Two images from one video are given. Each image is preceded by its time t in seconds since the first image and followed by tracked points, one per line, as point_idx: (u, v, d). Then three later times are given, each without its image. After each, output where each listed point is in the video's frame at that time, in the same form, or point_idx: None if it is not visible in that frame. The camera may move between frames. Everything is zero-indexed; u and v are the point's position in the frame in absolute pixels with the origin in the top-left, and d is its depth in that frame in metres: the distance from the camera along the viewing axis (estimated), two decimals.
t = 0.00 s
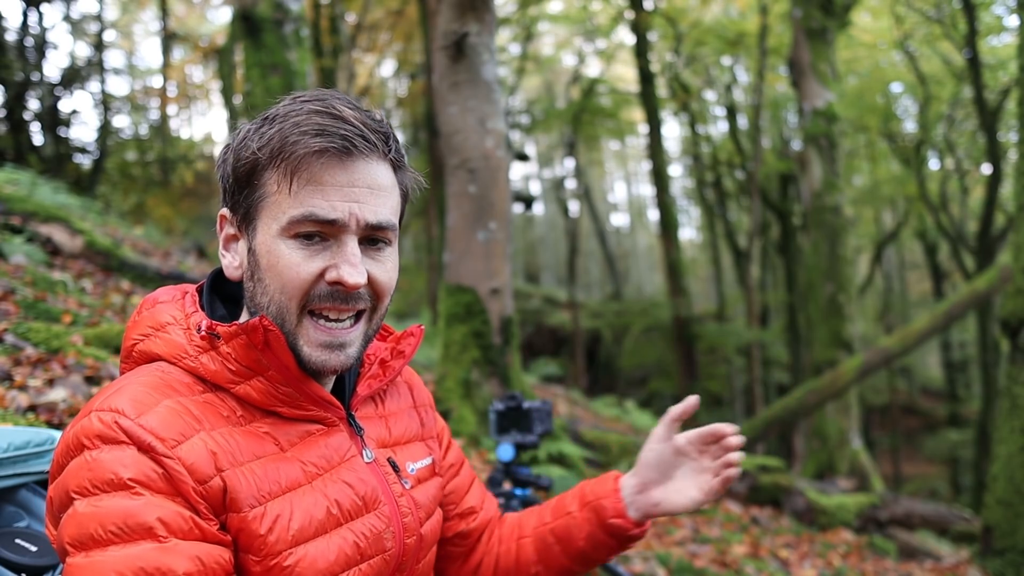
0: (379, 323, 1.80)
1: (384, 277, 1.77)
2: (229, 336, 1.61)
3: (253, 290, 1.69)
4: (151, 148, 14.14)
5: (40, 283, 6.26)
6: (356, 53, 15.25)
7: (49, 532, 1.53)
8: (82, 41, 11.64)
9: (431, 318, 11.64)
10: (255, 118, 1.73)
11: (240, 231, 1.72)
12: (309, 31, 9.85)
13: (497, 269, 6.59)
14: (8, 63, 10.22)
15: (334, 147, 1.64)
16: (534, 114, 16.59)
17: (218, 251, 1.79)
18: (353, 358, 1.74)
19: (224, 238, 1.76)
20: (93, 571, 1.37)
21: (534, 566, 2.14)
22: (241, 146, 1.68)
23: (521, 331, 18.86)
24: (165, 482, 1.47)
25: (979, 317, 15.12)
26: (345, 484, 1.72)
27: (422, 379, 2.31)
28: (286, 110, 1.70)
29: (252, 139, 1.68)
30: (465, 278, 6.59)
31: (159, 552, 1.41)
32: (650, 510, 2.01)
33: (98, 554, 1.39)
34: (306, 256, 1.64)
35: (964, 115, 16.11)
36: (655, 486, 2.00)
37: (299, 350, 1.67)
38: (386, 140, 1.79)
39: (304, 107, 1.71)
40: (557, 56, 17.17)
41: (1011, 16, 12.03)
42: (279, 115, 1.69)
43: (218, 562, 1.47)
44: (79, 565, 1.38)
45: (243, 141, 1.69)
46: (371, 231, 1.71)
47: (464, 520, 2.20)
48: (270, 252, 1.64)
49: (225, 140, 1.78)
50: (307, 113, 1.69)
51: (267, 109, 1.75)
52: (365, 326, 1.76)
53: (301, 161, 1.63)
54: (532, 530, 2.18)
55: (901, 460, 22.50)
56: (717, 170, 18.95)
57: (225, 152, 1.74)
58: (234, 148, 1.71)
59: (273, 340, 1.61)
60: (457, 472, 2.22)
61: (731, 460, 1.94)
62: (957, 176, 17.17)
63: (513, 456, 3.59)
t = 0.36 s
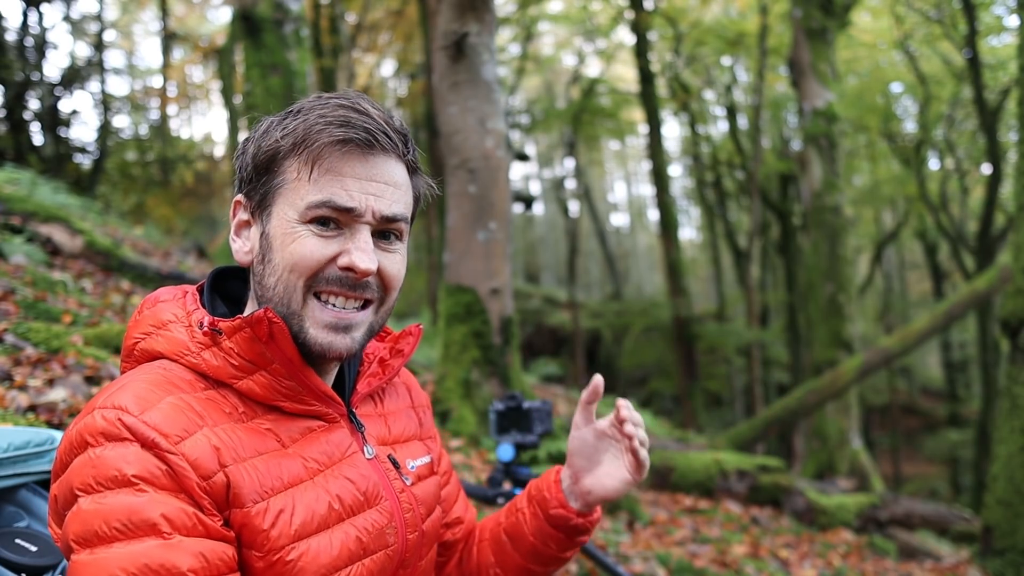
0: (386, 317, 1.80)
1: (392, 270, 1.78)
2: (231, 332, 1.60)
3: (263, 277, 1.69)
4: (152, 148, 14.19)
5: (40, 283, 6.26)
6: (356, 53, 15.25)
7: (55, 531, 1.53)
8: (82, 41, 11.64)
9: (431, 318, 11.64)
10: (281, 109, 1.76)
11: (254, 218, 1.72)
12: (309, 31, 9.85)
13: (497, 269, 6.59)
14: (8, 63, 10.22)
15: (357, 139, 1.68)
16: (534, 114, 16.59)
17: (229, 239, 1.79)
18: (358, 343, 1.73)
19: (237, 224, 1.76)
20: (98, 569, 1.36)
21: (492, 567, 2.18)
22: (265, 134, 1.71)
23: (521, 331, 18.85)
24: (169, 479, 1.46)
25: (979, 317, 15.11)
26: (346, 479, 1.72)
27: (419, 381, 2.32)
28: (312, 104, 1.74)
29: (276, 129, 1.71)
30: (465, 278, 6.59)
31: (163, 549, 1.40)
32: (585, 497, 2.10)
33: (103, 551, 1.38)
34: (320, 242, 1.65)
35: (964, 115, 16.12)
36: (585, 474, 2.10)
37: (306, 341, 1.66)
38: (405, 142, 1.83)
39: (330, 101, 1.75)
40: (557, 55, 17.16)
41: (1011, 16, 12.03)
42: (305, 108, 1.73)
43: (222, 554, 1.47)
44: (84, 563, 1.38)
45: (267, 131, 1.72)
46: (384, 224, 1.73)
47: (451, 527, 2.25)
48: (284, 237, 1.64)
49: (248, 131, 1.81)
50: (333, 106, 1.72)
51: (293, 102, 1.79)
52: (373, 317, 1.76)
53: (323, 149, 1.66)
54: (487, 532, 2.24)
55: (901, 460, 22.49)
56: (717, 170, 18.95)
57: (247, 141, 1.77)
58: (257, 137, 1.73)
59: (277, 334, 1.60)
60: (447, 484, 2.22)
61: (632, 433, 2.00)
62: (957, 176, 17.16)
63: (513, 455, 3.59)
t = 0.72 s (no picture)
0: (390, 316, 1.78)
1: (398, 266, 1.77)
2: (236, 327, 1.60)
3: (269, 273, 1.67)
4: (152, 148, 14.22)
5: (40, 283, 6.26)
6: (356, 53, 15.27)
7: (60, 528, 1.54)
8: (82, 41, 11.64)
9: (431, 318, 11.64)
10: (287, 110, 1.78)
11: (261, 216, 1.71)
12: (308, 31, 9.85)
13: (497, 269, 6.59)
14: (8, 63, 10.21)
15: (364, 138, 1.69)
16: (534, 114, 16.60)
17: (235, 239, 1.77)
18: (362, 339, 1.70)
19: (243, 225, 1.75)
20: (102, 562, 1.36)
21: (501, 538, 2.14)
22: (273, 133, 1.72)
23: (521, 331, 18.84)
24: (174, 473, 1.46)
25: (979, 317, 15.12)
26: (348, 476, 1.73)
27: (419, 379, 2.30)
28: (319, 103, 1.75)
29: (283, 127, 1.72)
30: (465, 278, 6.59)
31: (167, 543, 1.40)
32: (553, 434, 2.03)
33: (106, 544, 1.38)
34: (328, 235, 1.64)
35: (964, 115, 16.14)
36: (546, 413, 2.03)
37: (312, 337, 1.65)
38: (410, 141, 1.85)
39: (336, 101, 1.76)
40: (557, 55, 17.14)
41: (1011, 16, 12.04)
42: (312, 106, 1.74)
43: (226, 550, 1.46)
44: (88, 556, 1.38)
45: (275, 129, 1.73)
46: (390, 218, 1.74)
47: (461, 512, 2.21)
48: (291, 232, 1.64)
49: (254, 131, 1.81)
50: (340, 105, 1.74)
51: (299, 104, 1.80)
52: (378, 315, 1.73)
53: (331, 146, 1.67)
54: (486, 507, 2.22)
55: (901, 460, 22.49)
56: (717, 170, 18.96)
57: (254, 140, 1.76)
58: (264, 137, 1.74)
59: (282, 329, 1.60)
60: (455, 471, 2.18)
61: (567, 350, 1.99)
62: (957, 176, 17.16)
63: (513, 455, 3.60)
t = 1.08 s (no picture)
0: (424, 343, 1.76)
1: (438, 295, 1.74)
2: (268, 336, 1.61)
3: (308, 288, 1.66)
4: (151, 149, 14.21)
5: (41, 283, 6.26)
6: (356, 53, 15.29)
7: (78, 523, 1.54)
8: (82, 41, 11.64)
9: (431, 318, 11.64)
10: (345, 114, 1.72)
11: (305, 226, 1.69)
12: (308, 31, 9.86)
13: (497, 270, 6.59)
14: (8, 63, 10.21)
15: (420, 168, 1.63)
16: (534, 114, 16.60)
17: (277, 243, 1.76)
18: (395, 367, 1.68)
19: (285, 230, 1.73)
20: (121, 570, 1.36)
21: (609, 541, 1.92)
22: (327, 142, 1.67)
23: (521, 331, 18.83)
24: (198, 483, 1.46)
25: (979, 317, 15.11)
26: (372, 491, 1.71)
27: (449, 380, 2.23)
28: (379, 115, 1.69)
29: (338, 137, 1.67)
30: (465, 278, 6.58)
31: (188, 556, 1.40)
32: (736, 464, 1.76)
33: (128, 553, 1.39)
34: (370, 262, 1.61)
35: (964, 115, 16.18)
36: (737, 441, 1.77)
37: (346, 358, 1.65)
38: (466, 165, 1.78)
39: (397, 117, 1.70)
40: (556, 55, 17.13)
41: (1011, 16, 12.04)
42: (370, 119, 1.69)
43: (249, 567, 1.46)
44: (108, 563, 1.38)
45: (329, 137, 1.68)
46: (436, 249, 1.69)
47: (499, 502, 2.09)
48: (335, 255, 1.61)
49: (308, 129, 1.77)
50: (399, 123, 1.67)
51: (358, 107, 1.74)
52: (415, 343, 1.71)
53: (384, 172, 1.61)
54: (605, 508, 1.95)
55: (901, 460, 22.47)
56: (717, 170, 18.96)
57: (307, 141, 1.72)
58: (317, 144, 1.70)
59: (316, 344, 1.61)
60: (486, 460, 2.14)
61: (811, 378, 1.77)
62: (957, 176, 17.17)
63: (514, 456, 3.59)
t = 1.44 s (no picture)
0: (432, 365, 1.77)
1: (447, 323, 1.73)
2: (279, 343, 1.62)
3: (319, 305, 1.66)
4: (151, 148, 14.21)
5: (41, 283, 6.26)
6: (356, 53, 15.29)
7: (84, 519, 1.55)
8: (82, 41, 11.64)
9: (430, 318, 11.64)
10: (368, 128, 1.66)
11: (319, 239, 1.68)
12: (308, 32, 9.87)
13: (497, 269, 6.59)
14: (8, 63, 10.22)
15: (436, 205, 1.59)
16: (534, 114, 16.59)
17: (292, 250, 1.74)
18: (401, 391, 1.70)
19: (300, 239, 1.71)
20: (126, 572, 1.37)
21: None
22: (347, 160, 1.64)
23: (521, 331, 18.83)
24: (205, 487, 1.48)
25: (979, 317, 15.10)
26: (378, 499, 1.73)
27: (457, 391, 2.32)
28: (402, 137, 1.64)
29: (358, 156, 1.63)
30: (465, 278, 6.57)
31: (195, 560, 1.42)
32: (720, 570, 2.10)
33: (133, 554, 1.39)
34: (378, 291, 1.60)
35: (964, 115, 16.19)
36: (735, 546, 2.12)
37: (354, 376, 1.65)
38: (490, 196, 1.73)
39: (420, 141, 1.64)
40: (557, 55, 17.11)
41: (1012, 16, 12.03)
42: (394, 139, 1.64)
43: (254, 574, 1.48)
44: (113, 564, 1.38)
45: (350, 153, 1.65)
46: (448, 282, 1.67)
47: (488, 531, 2.23)
48: (344, 279, 1.60)
49: (332, 134, 1.73)
50: (422, 150, 1.62)
51: (383, 121, 1.68)
52: (421, 368, 1.71)
53: (400, 205, 1.58)
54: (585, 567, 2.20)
55: (901, 460, 22.47)
56: (717, 170, 18.95)
57: (328, 151, 1.69)
58: (337, 157, 1.66)
59: (324, 356, 1.62)
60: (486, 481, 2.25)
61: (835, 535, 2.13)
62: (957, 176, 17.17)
63: (513, 456, 3.59)
